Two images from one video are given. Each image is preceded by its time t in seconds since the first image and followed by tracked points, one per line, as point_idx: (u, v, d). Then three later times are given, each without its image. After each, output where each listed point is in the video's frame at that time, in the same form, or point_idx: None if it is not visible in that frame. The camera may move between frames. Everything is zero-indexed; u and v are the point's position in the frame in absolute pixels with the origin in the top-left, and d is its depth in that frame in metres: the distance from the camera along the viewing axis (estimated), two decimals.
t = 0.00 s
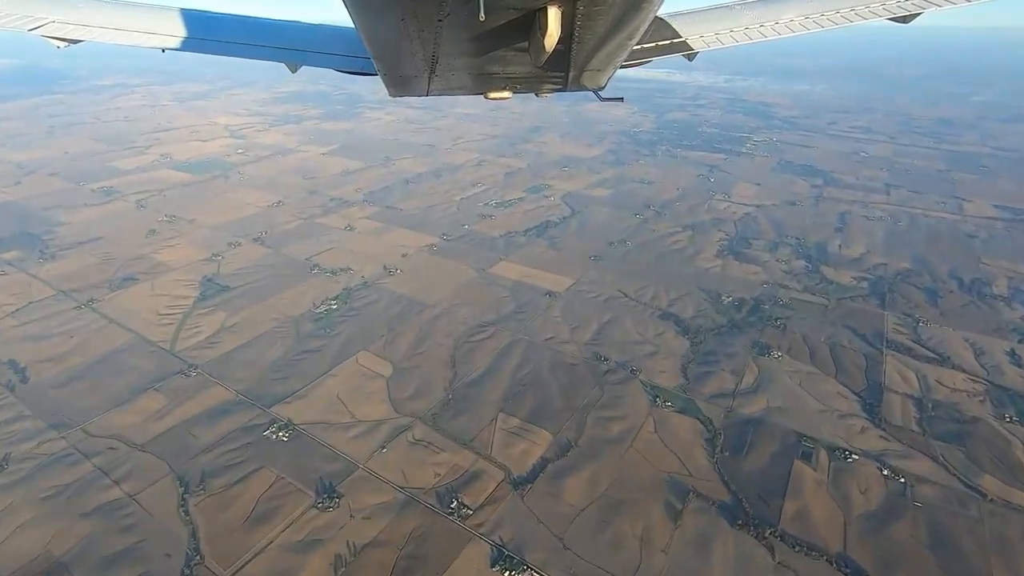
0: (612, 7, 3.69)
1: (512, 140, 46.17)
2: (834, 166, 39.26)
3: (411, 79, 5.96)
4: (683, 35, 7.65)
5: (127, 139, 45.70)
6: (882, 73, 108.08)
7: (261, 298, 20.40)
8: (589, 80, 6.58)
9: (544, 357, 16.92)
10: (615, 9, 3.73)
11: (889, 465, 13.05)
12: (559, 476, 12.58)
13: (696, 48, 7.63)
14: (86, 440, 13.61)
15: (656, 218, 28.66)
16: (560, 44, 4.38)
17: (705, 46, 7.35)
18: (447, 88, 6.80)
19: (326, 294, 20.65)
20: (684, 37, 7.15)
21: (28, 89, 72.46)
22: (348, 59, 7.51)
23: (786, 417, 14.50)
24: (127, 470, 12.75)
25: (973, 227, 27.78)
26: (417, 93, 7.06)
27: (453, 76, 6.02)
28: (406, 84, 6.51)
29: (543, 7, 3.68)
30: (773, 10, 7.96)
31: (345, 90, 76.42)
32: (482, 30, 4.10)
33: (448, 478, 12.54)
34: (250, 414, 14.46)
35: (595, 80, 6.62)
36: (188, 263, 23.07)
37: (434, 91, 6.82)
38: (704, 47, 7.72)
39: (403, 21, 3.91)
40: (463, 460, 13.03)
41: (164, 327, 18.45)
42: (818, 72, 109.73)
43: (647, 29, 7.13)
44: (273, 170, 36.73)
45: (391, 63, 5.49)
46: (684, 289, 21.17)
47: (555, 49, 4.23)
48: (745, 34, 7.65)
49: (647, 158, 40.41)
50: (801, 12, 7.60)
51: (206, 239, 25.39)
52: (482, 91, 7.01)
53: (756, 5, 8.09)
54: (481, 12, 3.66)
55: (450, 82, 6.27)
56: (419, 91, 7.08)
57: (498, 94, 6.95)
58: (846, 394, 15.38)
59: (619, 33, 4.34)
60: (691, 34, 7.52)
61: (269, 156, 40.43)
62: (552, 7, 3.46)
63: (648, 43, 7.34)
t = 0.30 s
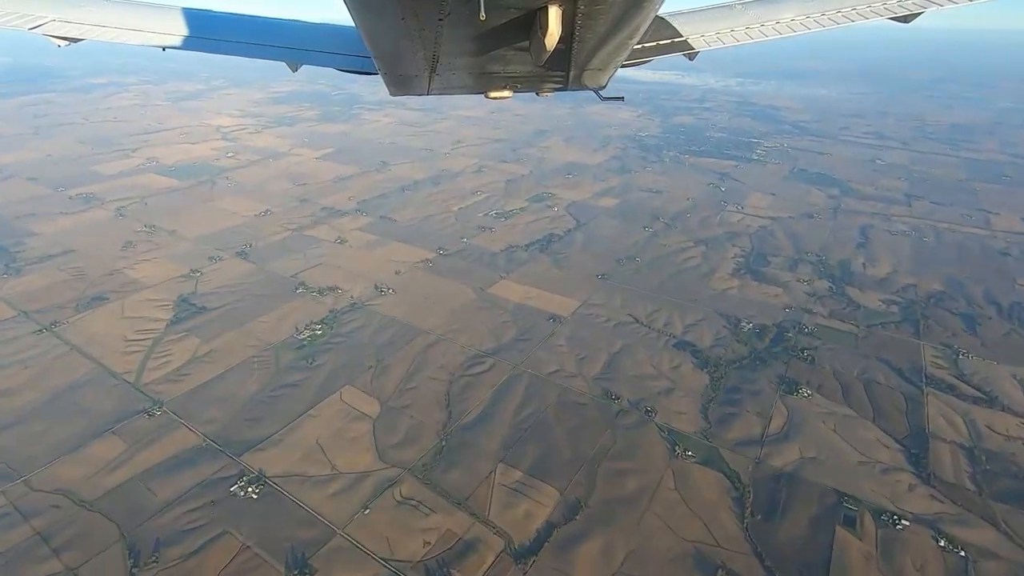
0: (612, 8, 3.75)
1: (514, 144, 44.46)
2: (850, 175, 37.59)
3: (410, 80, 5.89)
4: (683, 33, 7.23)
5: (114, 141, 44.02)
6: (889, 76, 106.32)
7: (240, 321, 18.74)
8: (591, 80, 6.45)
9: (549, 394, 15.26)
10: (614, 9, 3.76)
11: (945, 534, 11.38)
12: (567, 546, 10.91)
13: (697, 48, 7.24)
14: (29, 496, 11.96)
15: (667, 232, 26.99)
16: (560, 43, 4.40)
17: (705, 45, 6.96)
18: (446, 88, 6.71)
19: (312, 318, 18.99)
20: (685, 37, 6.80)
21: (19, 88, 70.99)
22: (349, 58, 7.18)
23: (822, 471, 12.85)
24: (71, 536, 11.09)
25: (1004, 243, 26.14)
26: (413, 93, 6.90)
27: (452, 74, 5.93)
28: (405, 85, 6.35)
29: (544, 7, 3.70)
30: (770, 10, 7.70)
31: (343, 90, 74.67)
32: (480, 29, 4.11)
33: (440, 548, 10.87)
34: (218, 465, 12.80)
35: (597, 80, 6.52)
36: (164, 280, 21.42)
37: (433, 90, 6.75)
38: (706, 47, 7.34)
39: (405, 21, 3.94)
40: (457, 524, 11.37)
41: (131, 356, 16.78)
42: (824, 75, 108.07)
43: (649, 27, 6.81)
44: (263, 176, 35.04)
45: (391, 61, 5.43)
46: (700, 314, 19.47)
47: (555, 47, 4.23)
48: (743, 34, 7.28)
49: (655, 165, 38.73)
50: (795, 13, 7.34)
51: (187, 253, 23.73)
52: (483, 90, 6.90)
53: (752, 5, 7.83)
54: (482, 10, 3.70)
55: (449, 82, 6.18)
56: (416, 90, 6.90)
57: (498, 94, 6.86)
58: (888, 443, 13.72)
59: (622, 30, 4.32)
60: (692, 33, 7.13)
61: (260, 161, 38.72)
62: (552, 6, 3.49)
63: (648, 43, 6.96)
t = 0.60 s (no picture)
0: (610, 7, 4.06)
1: (519, 148, 42.77)
2: (873, 180, 35.71)
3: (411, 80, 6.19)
4: (684, 33, 7.74)
5: (106, 147, 42.61)
6: (903, 74, 103.80)
7: (221, 350, 17.18)
8: (589, 80, 6.69)
9: (561, 439, 13.60)
10: (613, 8, 4.07)
11: None
12: None
13: (696, 47, 7.72)
14: None
15: (683, 245, 25.30)
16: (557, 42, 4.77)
17: (705, 45, 7.47)
18: (448, 87, 7.01)
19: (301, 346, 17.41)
20: (683, 37, 7.20)
21: (18, 91, 70.16)
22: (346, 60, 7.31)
23: (878, 540, 11.11)
24: None
25: None
26: (418, 91, 7.23)
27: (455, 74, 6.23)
28: (409, 84, 6.69)
29: (543, 7, 3.98)
30: (770, 8, 8.09)
31: (344, 91, 73.08)
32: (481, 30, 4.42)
33: None
34: (185, 530, 11.24)
35: (597, 79, 6.78)
36: (144, 302, 19.90)
37: (434, 91, 6.94)
38: (705, 46, 7.80)
39: (407, 21, 4.25)
40: None
41: (100, 392, 15.26)
42: (835, 73, 105.91)
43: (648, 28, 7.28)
44: (256, 184, 33.49)
45: (395, 62, 5.65)
46: (724, 341, 17.74)
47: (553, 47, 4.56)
48: (743, 32, 7.78)
49: (667, 171, 36.98)
50: (793, 13, 7.84)
51: (170, 271, 22.23)
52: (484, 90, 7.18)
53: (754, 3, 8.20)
54: (485, 11, 3.98)
55: (452, 82, 6.50)
56: (421, 89, 7.24)
57: (498, 94, 7.02)
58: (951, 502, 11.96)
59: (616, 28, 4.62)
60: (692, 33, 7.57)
61: (254, 168, 37.20)
62: (553, 6, 3.76)
63: (649, 42, 7.38)
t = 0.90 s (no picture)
0: (613, 6, 3.69)
1: (520, 154, 41.09)
2: (892, 189, 34.04)
3: (411, 82, 5.83)
4: (683, 34, 7.43)
5: (91, 152, 40.97)
6: (911, 76, 102.00)
7: (191, 384, 15.52)
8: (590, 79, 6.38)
9: (568, 499, 11.92)
10: (614, 8, 3.68)
11: None
12: None
13: (696, 47, 7.47)
14: None
15: (697, 261, 23.64)
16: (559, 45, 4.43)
17: (706, 45, 7.16)
18: (447, 87, 6.66)
19: (280, 380, 15.75)
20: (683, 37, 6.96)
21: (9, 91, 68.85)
22: (348, 57, 7.26)
23: None
24: None
25: None
26: (415, 92, 6.90)
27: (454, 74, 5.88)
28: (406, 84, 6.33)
29: (543, 6, 3.61)
30: (770, 9, 7.88)
31: (342, 92, 71.36)
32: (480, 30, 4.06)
33: None
34: None
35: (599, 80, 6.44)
36: (111, 327, 18.25)
37: (433, 92, 6.64)
38: (705, 47, 7.56)
39: (404, 22, 3.90)
40: None
41: (51, 437, 13.62)
42: (842, 75, 104.05)
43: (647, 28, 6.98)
44: (244, 193, 31.83)
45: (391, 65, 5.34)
46: (748, 375, 16.07)
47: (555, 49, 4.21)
48: (743, 33, 7.50)
49: (676, 180, 35.33)
50: (794, 12, 7.56)
51: (144, 291, 20.57)
52: (482, 90, 6.85)
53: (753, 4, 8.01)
54: (483, 11, 3.62)
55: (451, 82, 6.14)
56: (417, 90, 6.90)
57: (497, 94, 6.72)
58: None
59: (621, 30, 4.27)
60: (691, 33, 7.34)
61: (243, 175, 35.54)
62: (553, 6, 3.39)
63: (648, 42, 7.13)
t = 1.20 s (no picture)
0: (613, 7, 3.63)
1: (521, 160, 39.39)
2: (911, 197, 32.43)
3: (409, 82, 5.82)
4: (684, 34, 7.38)
5: (73, 159, 39.27)
6: (918, 76, 100.24)
7: (155, 429, 13.89)
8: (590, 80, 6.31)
9: None
10: (614, 8, 3.60)
11: None
12: None
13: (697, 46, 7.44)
14: None
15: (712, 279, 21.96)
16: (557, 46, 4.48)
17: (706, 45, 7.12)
18: (446, 87, 6.58)
19: (254, 425, 14.07)
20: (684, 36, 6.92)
21: None
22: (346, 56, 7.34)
23: None
24: None
25: None
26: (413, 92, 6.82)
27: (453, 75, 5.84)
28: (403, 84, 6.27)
29: (543, 7, 3.54)
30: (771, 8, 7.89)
31: (337, 95, 69.58)
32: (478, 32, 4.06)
33: None
34: None
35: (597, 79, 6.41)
36: (72, 360, 16.60)
37: (432, 91, 6.57)
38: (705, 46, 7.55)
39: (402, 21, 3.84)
40: None
41: None
42: (848, 75, 102.22)
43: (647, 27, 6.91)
44: (230, 203, 30.18)
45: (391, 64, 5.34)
46: (776, 417, 14.39)
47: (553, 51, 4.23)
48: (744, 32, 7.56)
49: (684, 188, 33.66)
50: (794, 13, 7.54)
51: (112, 317, 18.88)
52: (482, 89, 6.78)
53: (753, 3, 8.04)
54: (483, 11, 3.53)
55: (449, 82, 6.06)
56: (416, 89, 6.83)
57: (497, 94, 6.65)
58: None
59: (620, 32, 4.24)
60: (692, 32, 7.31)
61: (230, 184, 33.89)
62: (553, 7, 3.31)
63: (648, 41, 7.11)
